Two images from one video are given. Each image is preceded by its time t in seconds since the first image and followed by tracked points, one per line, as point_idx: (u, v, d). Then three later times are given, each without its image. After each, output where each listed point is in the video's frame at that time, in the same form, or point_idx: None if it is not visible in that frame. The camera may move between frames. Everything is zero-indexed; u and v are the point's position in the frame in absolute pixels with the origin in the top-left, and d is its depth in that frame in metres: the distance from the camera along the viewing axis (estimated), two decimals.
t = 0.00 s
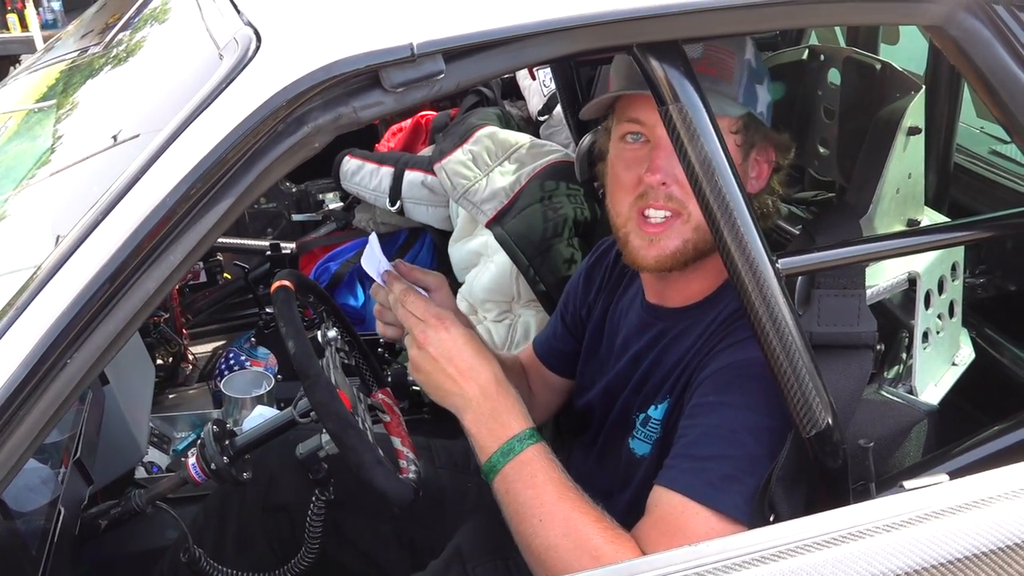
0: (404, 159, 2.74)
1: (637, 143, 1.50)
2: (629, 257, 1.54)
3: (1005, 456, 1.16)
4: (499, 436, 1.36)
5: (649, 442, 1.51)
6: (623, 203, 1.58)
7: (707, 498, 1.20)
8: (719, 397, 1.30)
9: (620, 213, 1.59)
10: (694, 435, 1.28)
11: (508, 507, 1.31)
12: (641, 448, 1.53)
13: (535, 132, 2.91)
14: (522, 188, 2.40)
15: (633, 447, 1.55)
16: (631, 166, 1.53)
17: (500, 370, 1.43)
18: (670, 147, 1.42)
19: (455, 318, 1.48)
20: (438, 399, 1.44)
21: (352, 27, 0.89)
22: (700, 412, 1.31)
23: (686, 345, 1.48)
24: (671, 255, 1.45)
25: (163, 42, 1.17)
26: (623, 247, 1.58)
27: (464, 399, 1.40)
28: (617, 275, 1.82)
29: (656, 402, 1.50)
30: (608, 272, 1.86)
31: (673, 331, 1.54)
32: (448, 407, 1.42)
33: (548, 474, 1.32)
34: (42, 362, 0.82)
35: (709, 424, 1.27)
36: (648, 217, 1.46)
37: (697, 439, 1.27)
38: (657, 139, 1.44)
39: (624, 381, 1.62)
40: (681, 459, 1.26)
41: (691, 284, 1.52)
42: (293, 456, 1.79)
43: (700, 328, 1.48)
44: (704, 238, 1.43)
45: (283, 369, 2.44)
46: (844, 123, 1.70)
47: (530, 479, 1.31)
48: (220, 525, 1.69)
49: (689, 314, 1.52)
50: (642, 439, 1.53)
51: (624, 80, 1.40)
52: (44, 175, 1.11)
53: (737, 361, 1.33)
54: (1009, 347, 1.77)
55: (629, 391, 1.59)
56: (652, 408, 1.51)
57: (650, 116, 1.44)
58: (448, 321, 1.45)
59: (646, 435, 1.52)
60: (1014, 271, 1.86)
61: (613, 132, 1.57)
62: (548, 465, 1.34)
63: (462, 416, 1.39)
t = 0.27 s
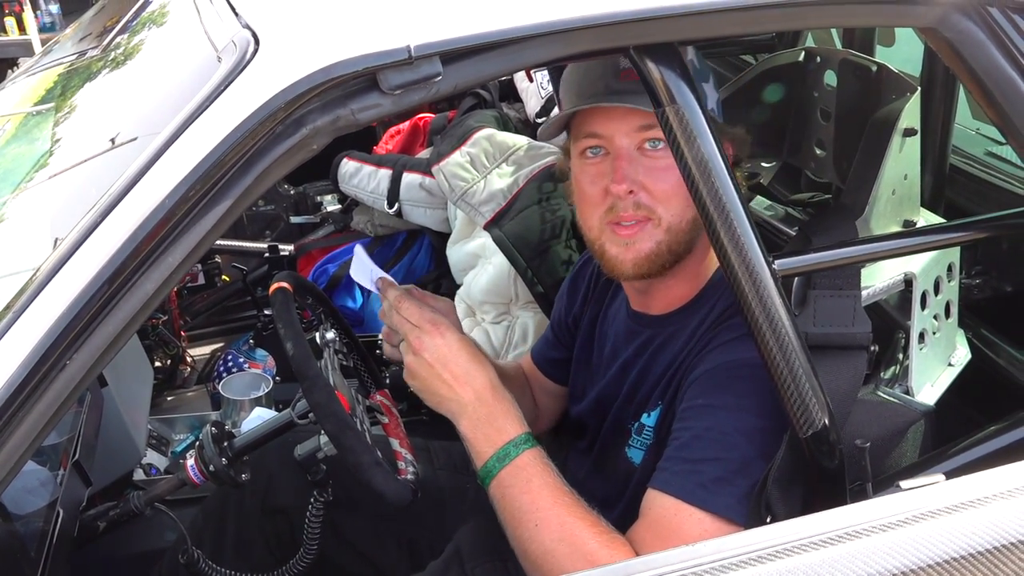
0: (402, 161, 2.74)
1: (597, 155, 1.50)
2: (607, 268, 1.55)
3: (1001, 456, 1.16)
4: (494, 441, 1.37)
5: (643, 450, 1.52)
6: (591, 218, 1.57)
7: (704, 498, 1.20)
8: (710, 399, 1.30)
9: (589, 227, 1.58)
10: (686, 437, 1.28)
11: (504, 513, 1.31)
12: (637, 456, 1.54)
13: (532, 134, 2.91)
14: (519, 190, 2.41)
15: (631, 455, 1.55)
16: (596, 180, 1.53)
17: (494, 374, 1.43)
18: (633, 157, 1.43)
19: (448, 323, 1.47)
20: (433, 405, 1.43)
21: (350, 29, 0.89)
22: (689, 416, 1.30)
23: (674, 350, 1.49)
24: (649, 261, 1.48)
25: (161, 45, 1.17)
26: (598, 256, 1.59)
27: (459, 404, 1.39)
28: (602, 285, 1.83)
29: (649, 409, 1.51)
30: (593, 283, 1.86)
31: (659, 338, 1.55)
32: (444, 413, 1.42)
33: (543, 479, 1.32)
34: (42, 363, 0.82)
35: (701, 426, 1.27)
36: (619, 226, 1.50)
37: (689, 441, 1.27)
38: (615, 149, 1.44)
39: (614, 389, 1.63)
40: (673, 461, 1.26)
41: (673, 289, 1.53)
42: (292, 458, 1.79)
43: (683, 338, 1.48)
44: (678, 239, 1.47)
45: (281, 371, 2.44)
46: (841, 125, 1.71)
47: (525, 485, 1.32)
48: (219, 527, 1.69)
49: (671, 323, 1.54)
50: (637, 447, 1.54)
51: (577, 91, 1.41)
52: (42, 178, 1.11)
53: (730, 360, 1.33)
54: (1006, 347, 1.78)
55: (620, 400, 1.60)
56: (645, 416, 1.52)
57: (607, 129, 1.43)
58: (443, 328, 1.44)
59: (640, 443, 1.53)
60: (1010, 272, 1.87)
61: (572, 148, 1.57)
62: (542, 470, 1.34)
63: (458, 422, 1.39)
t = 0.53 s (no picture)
0: (399, 162, 2.74)
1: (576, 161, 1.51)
2: (592, 276, 1.56)
3: (995, 454, 1.17)
4: (485, 447, 1.37)
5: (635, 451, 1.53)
6: (572, 226, 1.57)
7: (699, 497, 1.21)
8: (697, 398, 1.30)
9: (571, 234, 1.58)
10: (676, 437, 1.28)
11: (498, 517, 1.31)
12: (630, 457, 1.54)
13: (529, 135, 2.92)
14: (516, 192, 2.42)
15: (624, 457, 1.56)
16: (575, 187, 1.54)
17: (484, 379, 1.44)
18: (611, 163, 1.44)
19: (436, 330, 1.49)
20: (425, 412, 1.44)
21: (346, 30, 0.90)
22: (678, 416, 1.31)
23: (663, 350, 1.49)
24: (635, 266, 1.48)
25: (159, 47, 1.18)
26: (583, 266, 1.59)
27: (450, 412, 1.40)
28: (591, 290, 1.82)
29: (640, 410, 1.51)
30: (579, 289, 1.86)
31: (647, 338, 1.54)
32: (435, 420, 1.43)
33: (537, 485, 1.32)
34: (40, 363, 0.83)
35: (690, 424, 1.28)
36: (601, 232, 1.50)
37: (679, 440, 1.27)
38: (592, 155, 1.45)
39: (606, 392, 1.63)
40: (662, 461, 1.27)
41: (658, 292, 1.53)
42: (289, 459, 1.80)
43: (670, 338, 1.49)
44: (661, 242, 1.47)
45: (279, 373, 2.44)
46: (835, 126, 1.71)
47: (518, 489, 1.32)
48: (217, 528, 1.70)
49: (660, 322, 1.53)
50: (630, 448, 1.54)
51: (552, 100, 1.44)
52: (40, 179, 1.12)
53: (717, 358, 1.33)
54: (1000, 346, 1.79)
55: (613, 401, 1.60)
56: (636, 417, 1.53)
57: (583, 137, 1.44)
58: (430, 335, 1.46)
59: (633, 443, 1.53)
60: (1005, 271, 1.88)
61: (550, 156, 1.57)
62: (535, 474, 1.34)
63: (449, 429, 1.40)
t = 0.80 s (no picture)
0: (398, 166, 2.74)
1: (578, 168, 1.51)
2: (594, 284, 1.56)
3: (991, 465, 1.17)
4: (483, 454, 1.36)
5: (633, 459, 1.53)
6: (574, 232, 1.57)
7: (694, 507, 1.21)
8: (697, 409, 1.31)
9: (574, 241, 1.58)
10: (675, 447, 1.28)
11: (495, 525, 1.31)
12: (628, 465, 1.55)
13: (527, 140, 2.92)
14: (514, 198, 2.41)
15: (622, 466, 1.56)
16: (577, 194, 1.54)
17: (484, 385, 1.43)
18: (613, 170, 1.43)
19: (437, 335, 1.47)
20: (423, 417, 1.43)
21: (345, 39, 0.90)
22: (678, 426, 1.31)
23: (662, 360, 1.49)
24: (635, 275, 1.49)
25: (158, 52, 1.18)
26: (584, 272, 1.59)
27: (449, 417, 1.39)
28: (590, 299, 1.82)
29: (639, 419, 1.52)
30: (580, 296, 1.85)
31: (649, 347, 1.54)
32: (434, 425, 1.42)
33: (535, 492, 1.33)
34: (36, 368, 0.82)
35: (690, 435, 1.28)
36: (603, 240, 1.50)
37: (678, 451, 1.27)
38: (594, 162, 1.45)
39: (606, 399, 1.63)
40: (661, 470, 1.27)
41: (658, 302, 1.54)
42: (285, 463, 1.80)
43: (671, 347, 1.49)
44: (662, 251, 1.47)
45: (275, 376, 2.44)
46: (834, 134, 1.72)
47: (516, 497, 1.32)
48: (213, 532, 1.69)
49: (663, 331, 1.53)
50: (627, 457, 1.54)
51: (556, 104, 1.43)
52: (38, 182, 1.12)
53: (715, 369, 1.33)
54: (995, 356, 1.79)
55: (612, 409, 1.59)
56: (634, 425, 1.53)
57: (586, 143, 1.44)
58: (432, 339, 1.45)
59: (631, 452, 1.54)
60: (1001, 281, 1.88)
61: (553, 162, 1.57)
62: (533, 481, 1.34)
63: (447, 435, 1.39)
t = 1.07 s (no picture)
0: (400, 168, 2.74)
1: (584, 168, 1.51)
2: (596, 284, 1.55)
3: (995, 467, 1.17)
4: (487, 453, 1.36)
5: (637, 461, 1.52)
6: (578, 232, 1.57)
7: (697, 509, 1.20)
8: (700, 410, 1.30)
9: (577, 241, 1.58)
10: (677, 448, 1.28)
11: (499, 526, 1.31)
12: (631, 467, 1.54)
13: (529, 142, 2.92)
14: (516, 199, 2.41)
15: (625, 467, 1.55)
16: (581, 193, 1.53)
17: (488, 385, 1.42)
18: (618, 169, 1.43)
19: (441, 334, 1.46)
20: (427, 417, 1.43)
21: (346, 39, 0.90)
22: (680, 427, 1.31)
23: (666, 359, 1.49)
24: (639, 275, 1.48)
25: (160, 53, 1.18)
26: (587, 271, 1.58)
27: (452, 417, 1.39)
28: (594, 299, 1.82)
29: (641, 420, 1.51)
30: (585, 297, 1.85)
31: (651, 348, 1.54)
32: (437, 424, 1.41)
33: (538, 491, 1.32)
34: (36, 370, 0.82)
35: (691, 436, 1.28)
36: (607, 240, 1.50)
37: (679, 452, 1.27)
38: (599, 162, 1.45)
39: (609, 400, 1.63)
40: (663, 472, 1.27)
41: (661, 303, 1.54)
42: (288, 465, 1.80)
43: (673, 348, 1.48)
44: (667, 251, 1.47)
45: (278, 378, 2.44)
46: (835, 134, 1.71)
47: (519, 498, 1.31)
48: (214, 534, 1.69)
49: (660, 332, 1.54)
50: (631, 458, 1.54)
51: (562, 104, 1.43)
52: (41, 184, 1.11)
53: (721, 370, 1.33)
54: (999, 358, 1.79)
55: (615, 410, 1.59)
56: (637, 427, 1.53)
57: (591, 142, 1.44)
58: (436, 339, 1.43)
59: (634, 453, 1.53)
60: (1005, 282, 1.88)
61: (557, 162, 1.57)
62: (536, 482, 1.34)
63: (451, 435, 1.39)
